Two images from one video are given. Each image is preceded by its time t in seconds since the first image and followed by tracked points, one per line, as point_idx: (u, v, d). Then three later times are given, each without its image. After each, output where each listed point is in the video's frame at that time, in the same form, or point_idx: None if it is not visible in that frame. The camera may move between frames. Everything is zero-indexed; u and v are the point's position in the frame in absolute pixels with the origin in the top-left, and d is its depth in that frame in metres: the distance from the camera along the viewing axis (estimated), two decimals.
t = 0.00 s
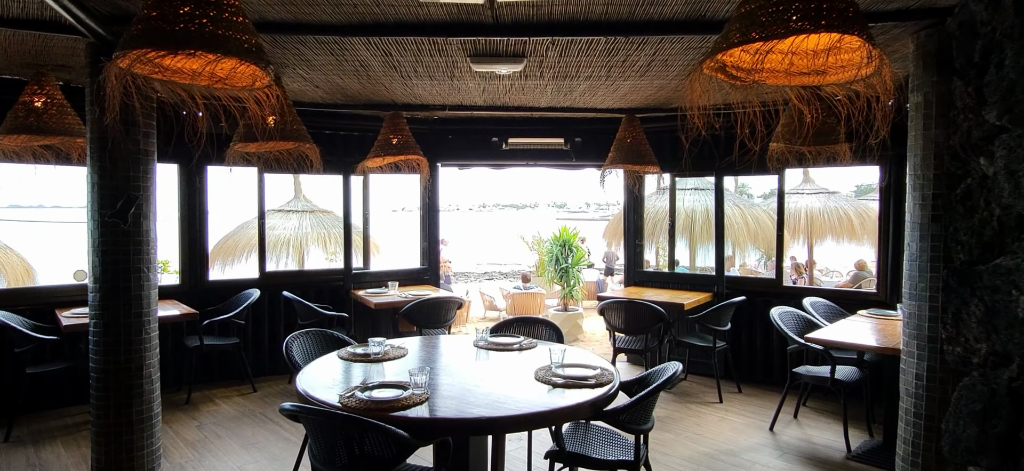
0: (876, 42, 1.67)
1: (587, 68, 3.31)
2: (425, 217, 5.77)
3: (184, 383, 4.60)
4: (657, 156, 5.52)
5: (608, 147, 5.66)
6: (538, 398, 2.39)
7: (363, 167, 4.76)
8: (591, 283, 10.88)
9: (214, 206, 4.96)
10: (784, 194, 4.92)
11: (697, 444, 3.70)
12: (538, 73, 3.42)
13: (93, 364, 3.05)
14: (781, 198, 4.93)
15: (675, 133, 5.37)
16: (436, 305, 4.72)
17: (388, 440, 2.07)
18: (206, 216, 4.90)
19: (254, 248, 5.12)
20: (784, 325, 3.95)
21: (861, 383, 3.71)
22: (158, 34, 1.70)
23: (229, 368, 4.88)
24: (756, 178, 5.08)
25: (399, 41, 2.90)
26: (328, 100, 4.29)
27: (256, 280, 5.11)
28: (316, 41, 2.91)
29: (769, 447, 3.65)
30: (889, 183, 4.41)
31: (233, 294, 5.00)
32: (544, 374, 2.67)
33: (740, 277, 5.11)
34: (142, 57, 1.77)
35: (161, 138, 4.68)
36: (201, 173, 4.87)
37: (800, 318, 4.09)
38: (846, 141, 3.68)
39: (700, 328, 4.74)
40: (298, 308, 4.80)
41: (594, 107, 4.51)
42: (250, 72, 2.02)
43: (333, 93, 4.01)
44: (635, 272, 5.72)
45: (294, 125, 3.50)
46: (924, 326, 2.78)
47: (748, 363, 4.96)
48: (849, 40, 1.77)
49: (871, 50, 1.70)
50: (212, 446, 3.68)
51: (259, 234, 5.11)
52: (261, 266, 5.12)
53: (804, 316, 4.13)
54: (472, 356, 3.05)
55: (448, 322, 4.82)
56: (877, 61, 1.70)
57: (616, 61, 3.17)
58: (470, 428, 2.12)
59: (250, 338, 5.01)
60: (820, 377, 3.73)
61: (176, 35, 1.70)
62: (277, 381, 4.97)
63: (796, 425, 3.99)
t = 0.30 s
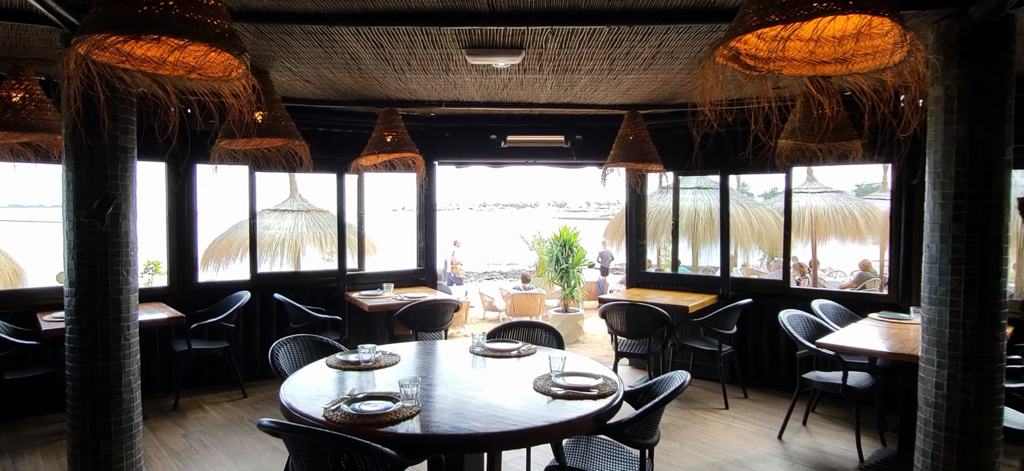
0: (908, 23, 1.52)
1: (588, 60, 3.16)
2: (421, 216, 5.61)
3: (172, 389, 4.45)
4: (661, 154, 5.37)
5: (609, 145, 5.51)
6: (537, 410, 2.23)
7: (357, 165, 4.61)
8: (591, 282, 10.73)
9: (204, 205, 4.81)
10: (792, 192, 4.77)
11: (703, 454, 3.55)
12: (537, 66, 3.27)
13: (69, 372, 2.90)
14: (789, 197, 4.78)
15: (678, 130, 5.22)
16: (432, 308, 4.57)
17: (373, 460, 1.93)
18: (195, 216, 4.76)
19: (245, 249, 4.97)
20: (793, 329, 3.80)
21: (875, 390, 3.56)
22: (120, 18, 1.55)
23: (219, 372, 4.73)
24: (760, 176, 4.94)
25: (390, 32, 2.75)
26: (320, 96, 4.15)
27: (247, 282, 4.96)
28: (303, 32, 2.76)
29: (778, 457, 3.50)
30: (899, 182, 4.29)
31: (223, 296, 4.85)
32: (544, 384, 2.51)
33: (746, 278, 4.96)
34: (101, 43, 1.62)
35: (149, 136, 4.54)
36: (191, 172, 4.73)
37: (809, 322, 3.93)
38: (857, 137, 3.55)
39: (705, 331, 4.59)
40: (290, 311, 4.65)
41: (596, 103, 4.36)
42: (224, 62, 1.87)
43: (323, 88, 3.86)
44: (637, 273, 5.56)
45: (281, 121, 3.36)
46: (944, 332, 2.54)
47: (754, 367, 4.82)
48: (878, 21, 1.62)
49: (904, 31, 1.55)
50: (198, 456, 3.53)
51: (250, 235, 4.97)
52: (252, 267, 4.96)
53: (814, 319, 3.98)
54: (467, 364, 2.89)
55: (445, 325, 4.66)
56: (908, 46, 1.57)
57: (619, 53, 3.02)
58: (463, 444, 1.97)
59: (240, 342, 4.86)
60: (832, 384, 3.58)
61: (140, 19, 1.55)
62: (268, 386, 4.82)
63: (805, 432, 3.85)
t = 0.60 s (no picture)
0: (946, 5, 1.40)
1: (593, 53, 3.02)
2: (419, 216, 5.47)
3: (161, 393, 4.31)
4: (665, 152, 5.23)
5: (612, 143, 5.38)
6: (537, 422, 2.08)
7: (352, 163, 4.46)
8: (593, 282, 10.59)
9: (195, 204, 4.68)
10: (800, 191, 4.64)
11: (710, 462, 3.41)
12: (538, 59, 3.13)
13: (47, 379, 2.77)
14: (797, 196, 4.64)
15: (683, 127, 5.08)
16: (430, 310, 4.44)
17: None
18: (186, 215, 4.63)
19: (238, 249, 4.84)
20: (804, 333, 3.66)
21: (889, 397, 3.42)
22: None
23: (210, 376, 4.60)
24: (767, 175, 4.81)
25: (383, 20, 2.61)
26: (315, 91, 4.02)
27: (239, 283, 4.82)
28: (292, 21, 2.62)
29: (788, 466, 3.36)
30: (913, 182, 4.15)
31: (215, 298, 4.72)
32: (544, 393, 2.37)
33: (754, 280, 4.81)
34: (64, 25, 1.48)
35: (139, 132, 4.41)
36: (182, 170, 4.60)
37: (821, 326, 3.79)
38: (870, 133, 3.42)
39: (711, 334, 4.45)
40: (283, 313, 4.52)
41: (599, 99, 4.22)
42: (199, 47, 1.76)
43: (316, 82, 3.72)
44: (641, 274, 5.41)
45: (273, 115, 3.25)
46: (966, 338, 2.22)
47: (762, 371, 4.68)
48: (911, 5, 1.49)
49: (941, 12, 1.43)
50: (185, 464, 3.39)
51: (243, 234, 4.83)
52: (245, 268, 4.83)
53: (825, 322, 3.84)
54: (464, 371, 2.75)
55: (443, 328, 4.53)
56: (945, 32, 1.45)
57: (624, 44, 2.88)
58: (458, 461, 1.83)
59: (232, 345, 4.73)
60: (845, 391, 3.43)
61: None
62: (261, 390, 4.68)
63: (815, 440, 3.71)
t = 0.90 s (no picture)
0: None
1: (599, 42, 2.88)
2: (418, 214, 5.33)
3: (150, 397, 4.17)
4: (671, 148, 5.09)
5: (615, 140, 5.24)
6: (539, 434, 1.93)
7: (348, 159, 4.32)
8: (595, 282, 10.44)
9: (186, 202, 4.55)
10: (810, 190, 4.50)
11: None
12: (541, 49, 2.99)
13: (24, 384, 2.63)
14: (807, 194, 4.51)
15: (689, 123, 4.93)
16: (430, 310, 4.30)
17: None
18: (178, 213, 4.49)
19: (231, 248, 4.70)
20: (817, 336, 3.51)
21: (907, 403, 3.28)
22: None
23: (202, 378, 4.46)
24: (773, 172, 4.67)
25: (376, 5, 2.46)
26: (309, 84, 3.88)
27: (232, 283, 4.68)
28: (281, 7, 2.48)
29: None
30: (927, 181, 4.02)
31: (206, 298, 4.58)
32: (548, 402, 2.23)
33: (763, 280, 4.67)
34: None
35: (129, 127, 4.27)
36: (173, 166, 4.46)
37: (834, 328, 3.64)
38: (888, 127, 3.29)
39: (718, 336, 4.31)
40: (277, 314, 4.38)
41: (603, 93, 4.08)
42: (170, 26, 1.65)
43: (309, 74, 3.57)
44: (644, 274, 5.27)
45: (266, 107, 3.11)
46: (995, 343, 1.87)
47: (771, 375, 4.55)
48: None
49: None
50: None
51: (236, 233, 4.69)
52: (238, 268, 4.69)
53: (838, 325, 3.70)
54: (463, 376, 2.61)
55: (442, 329, 4.39)
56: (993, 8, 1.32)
57: (631, 33, 2.74)
58: None
59: (225, 346, 4.59)
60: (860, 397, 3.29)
61: None
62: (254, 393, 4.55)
63: (828, 447, 3.57)
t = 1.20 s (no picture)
0: None
1: (607, 34, 2.72)
2: (416, 215, 5.17)
3: (138, 405, 4.02)
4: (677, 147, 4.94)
5: (619, 139, 5.09)
6: (545, 457, 1.77)
7: (343, 159, 4.16)
8: (597, 283, 10.28)
9: (177, 203, 4.40)
10: (821, 191, 4.36)
11: None
12: (545, 42, 2.84)
13: None
14: (818, 195, 4.36)
15: (697, 121, 4.79)
16: (429, 315, 4.15)
17: None
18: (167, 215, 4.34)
19: (223, 251, 4.55)
20: (832, 343, 3.36)
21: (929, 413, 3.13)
22: None
23: (193, 385, 4.31)
24: (783, 172, 4.53)
25: None
26: (303, 80, 3.73)
27: (224, 286, 4.53)
28: None
29: None
30: (943, 178, 3.86)
31: (197, 303, 4.42)
32: (553, 418, 2.07)
33: (772, 283, 4.52)
34: None
35: (116, 126, 4.12)
36: (163, 166, 4.31)
37: (850, 334, 3.48)
38: (909, 125, 3.14)
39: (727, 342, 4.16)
40: (270, 319, 4.23)
41: (607, 90, 3.94)
42: (133, 7, 1.47)
43: (302, 70, 3.42)
44: (649, 277, 5.13)
45: (256, 104, 2.97)
46: None
47: (781, 381, 4.40)
48: None
49: None
50: None
51: (228, 235, 4.53)
52: (230, 271, 4.53)
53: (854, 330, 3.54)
54: (463, 388, 2.46)
55: (441, 334, 4.24)
56: None
57: (641, 24, 2.60)
58: None
59: (216, 352, 4.43)
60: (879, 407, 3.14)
61: None
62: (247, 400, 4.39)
63: (844, 458, 3.42)
